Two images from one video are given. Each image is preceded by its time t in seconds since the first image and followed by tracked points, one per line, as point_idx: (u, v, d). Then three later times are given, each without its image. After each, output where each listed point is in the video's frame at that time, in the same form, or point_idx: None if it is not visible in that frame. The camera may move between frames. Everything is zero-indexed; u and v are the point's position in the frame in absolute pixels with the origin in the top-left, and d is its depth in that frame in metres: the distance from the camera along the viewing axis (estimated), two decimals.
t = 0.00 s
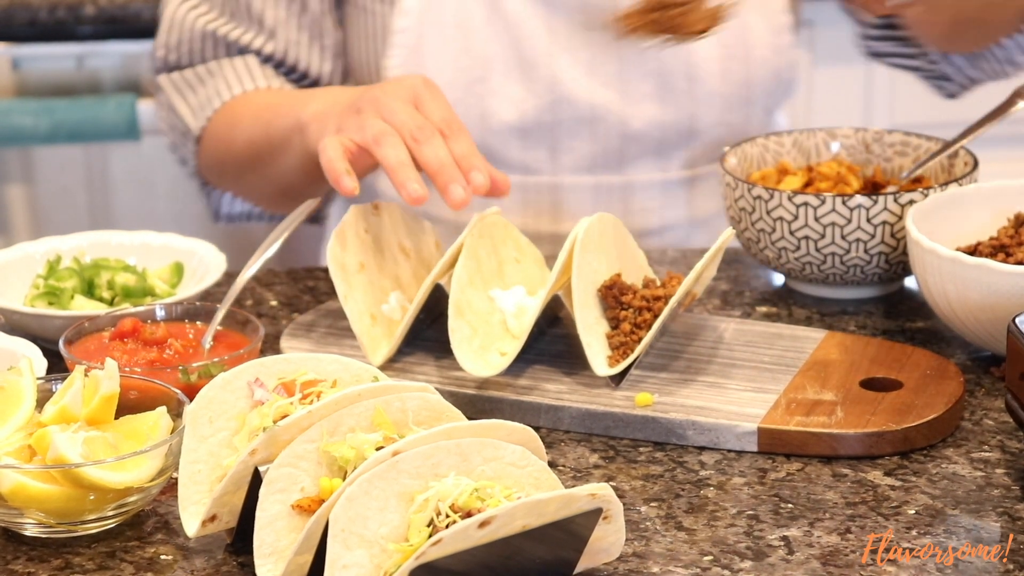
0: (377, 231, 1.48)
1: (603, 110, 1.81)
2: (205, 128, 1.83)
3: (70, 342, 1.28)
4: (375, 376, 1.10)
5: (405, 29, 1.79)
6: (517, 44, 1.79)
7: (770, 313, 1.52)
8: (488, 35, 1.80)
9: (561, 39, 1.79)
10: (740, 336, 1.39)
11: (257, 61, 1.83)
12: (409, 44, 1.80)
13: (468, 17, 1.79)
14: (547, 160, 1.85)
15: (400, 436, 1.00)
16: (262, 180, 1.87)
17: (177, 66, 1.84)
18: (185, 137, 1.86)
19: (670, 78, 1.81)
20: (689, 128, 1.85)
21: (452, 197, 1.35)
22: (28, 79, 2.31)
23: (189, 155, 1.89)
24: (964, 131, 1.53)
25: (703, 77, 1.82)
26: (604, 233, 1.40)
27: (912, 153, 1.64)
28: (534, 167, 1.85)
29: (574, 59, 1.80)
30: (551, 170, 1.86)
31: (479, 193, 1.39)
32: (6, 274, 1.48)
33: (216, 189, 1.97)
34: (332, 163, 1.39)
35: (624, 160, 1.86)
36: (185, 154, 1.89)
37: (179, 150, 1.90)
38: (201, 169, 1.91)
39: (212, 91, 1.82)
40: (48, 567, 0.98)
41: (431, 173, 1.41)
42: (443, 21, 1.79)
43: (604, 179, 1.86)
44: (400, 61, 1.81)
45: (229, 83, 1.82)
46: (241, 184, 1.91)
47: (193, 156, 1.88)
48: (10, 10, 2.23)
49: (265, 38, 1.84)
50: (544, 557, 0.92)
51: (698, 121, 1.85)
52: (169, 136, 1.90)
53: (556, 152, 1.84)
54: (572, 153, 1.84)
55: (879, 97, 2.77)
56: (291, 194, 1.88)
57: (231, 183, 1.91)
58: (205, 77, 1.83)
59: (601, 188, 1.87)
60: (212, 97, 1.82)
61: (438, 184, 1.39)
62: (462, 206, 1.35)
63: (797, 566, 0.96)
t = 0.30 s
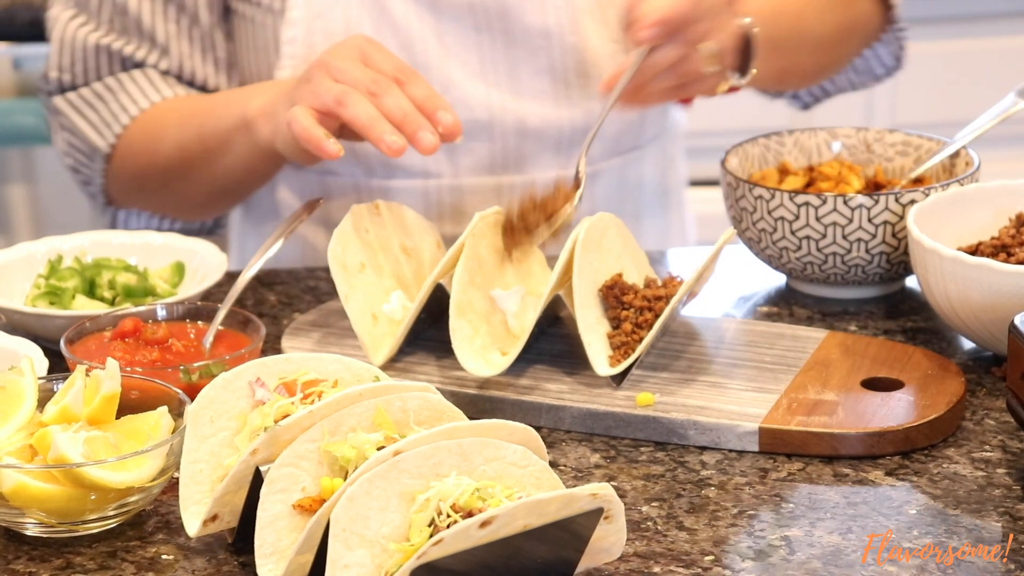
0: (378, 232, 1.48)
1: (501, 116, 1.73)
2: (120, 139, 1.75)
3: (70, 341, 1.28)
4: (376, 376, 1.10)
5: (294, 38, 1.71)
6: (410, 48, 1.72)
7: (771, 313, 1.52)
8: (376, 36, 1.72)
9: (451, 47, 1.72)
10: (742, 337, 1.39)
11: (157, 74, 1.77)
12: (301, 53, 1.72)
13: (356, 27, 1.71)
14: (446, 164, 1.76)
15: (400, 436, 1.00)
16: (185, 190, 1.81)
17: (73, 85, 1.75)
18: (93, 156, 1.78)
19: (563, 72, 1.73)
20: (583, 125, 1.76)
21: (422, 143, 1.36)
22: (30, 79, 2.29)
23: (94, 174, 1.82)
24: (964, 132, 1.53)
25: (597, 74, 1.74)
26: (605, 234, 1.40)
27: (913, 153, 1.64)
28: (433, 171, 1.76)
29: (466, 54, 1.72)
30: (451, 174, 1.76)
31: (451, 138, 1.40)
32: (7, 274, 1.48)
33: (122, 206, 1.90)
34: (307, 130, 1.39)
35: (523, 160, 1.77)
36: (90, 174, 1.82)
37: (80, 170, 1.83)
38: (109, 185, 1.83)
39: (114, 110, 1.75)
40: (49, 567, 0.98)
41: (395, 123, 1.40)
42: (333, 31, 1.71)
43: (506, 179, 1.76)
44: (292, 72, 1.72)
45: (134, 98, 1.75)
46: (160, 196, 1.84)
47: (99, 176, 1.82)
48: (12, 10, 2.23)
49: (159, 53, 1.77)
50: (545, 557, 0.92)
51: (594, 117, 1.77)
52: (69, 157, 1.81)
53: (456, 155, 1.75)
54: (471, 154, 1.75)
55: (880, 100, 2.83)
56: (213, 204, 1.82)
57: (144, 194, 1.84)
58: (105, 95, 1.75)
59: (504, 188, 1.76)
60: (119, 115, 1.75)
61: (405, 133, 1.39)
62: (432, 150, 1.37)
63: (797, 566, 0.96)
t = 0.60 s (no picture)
0: (378, 231, 1.48)
1: (452, 124, 1.71)
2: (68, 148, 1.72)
3: (71, 341, 1.28)
4: (377, 375, 1.10)
5: (243, 45, 1.70)
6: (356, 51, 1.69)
7: (771, 313, 1.52)
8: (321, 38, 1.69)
9: (403, 51, 1.68)
10: (742, 337, 1.39)
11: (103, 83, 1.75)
12: (250, 61, 1.70)
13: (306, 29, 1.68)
14: (397, 168, 1.74)
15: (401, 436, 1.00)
16: (133, 199, 1.79)
17: (14, 96, 1.71)
18: (40, 167, 1.76)
19: (513, 75, 1.71)
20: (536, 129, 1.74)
21: (386, 131, 1.37)
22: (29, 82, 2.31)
23: (41, 186, 1.79)
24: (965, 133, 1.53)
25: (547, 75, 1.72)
26: (606, 234, 1.40)
27: (914, 152, 1.63)
28: (385, 176, 1.75)
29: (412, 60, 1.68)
30: (402, 178, 1.75)
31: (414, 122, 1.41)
32: (6, 274, 1.48)
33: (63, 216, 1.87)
34: (275, 126, 1.40)
35: (475, 166, 1.76)
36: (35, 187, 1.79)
37: (26, 182, 1.80)
38: (55, 198, 1.81)
39: (59, 121, 1.72)
40: (50, 567, 0.98)
41: (359, 113, 1.40)
42: (281, 36, 1.69)
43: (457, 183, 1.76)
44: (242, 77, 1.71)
45: (82, 108, 1.73)
46: (106, 205, 1.82)
47: (46, 187, 1.79)
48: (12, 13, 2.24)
49: (104, 62, 1.75)
50: (545, 557, 0.92)
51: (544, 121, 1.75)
52: (14, 168, 1.77)
53: (407, 161, 1.74)
54: (423, 160, 1.74)
55: (880, 98, 2.83)
56: (160, 213, 1.81)
57: (89, 203, 1.81)
58: (52, 105, 1.72)
59: (455, 192, 1.76)
60: (67, 125, 1.72)
61: (370, 122, 1.39)
62: (396, 137, 1.37)
63: (797, 566, 0.96)
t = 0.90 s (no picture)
0: (377, 231, 1.48)
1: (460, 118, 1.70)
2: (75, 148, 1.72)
3: (71, 342, 1.28)
4: (376, 376, 1.10)
5: (249, 43, 1.70)
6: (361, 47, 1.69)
7: (770, 313, 1.52)
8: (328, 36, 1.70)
9: (410, 46, 1.68)
10: (741, 337, 1.39)
11: (108, 83, 1.75)
12: (256, 59, 1.71)
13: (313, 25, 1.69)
14: (404, 167, 1.74)
15: (400, 437, 1.00)
16: (139, 199, 1.79)
17: (19, 96, 1.71)
18: (45, 167, 1.75)
19: (521, 70, 1.71)
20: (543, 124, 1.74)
21: (395, 121, 1.36)
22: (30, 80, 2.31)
23: (46, 187, 1.78)
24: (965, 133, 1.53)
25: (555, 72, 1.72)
26: (605, 234, 1.40)
27: (913, 153, 1.64)
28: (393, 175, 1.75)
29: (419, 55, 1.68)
30: (409, 177, 1.75)
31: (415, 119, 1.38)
32: (6, 274, 1.48)
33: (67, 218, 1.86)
34: (287, 120, 1.40)
35: (483, 162, 1.75)
36: (39, 189, 1.79)
37: (31, 183, 1.79)
38: (60, 200, 1.80)
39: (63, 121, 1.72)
40: (49, 567, 0.98)
41: (368, 103, 1.39)
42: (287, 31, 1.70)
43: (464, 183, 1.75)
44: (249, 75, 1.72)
45: (87, 108, 1.73)
46: (111, 206, 1.81)
47: (52, 188, 1.78)
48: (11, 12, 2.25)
49: (110, 62, 1.75)
50: (545, 558, 0.92)
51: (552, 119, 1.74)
52: (19, 168, 1.77)
53: (414, 159, 1.73)
54: (431, 157, 1.73)
55: (879, 97, 2.83)
56: (166, 213, 1.81)
57: (95, 203, 1.81)
58: (56, 104, 1.72)
59: (462, 190, 1.75)
60: (72, 125, 1.72)
61: (377, 113, 1.38)
62: (405, 128, 1.36)
63: (797, 566, 0.96)
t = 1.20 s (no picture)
0: (378, 231, 1.48)
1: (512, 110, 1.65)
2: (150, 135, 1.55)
3: (70, 342, 1.28)
4: (376, 376, 1.10)
5: (302, 39, 1.62)
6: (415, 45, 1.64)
7: (770, 313, 1.52)
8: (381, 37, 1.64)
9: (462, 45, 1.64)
10: (740, 337, 1.39)
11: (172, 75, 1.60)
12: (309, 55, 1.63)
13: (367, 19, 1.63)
14: (455, 163, 1.68)
15: (400, 437, 1.00)
16: (194, 193, 1.62)
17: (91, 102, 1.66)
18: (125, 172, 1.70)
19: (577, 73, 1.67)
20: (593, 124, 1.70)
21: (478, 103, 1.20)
22: (28, 79, 2.32)
23: (112, 180, 1.58)
24: (964, 132, 1.53)
25: (606, 72, 1.67)
26: (605, 234, 1.40)
27: (912, 153, 1.64)
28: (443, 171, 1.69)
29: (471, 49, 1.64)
30: (460, 174, 1.70)
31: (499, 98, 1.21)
32: (6, 274, 1.48)
33: (130, 220, 1.68)
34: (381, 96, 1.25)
35: (532, 159, 1.70)
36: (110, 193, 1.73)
37: (94, 177, 1.59)
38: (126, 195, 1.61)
39: (111, 117, 1.55)
40: (49, 567, 0.98)
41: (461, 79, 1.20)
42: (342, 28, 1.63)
43: (513, 180, 1.70)
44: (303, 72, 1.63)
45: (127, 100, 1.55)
46: (175, 202, 1.64)
47: (117, 181, 1.58)
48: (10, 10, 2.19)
49: (170, 52, 1.60)
50: (544, 558, 0.92)
51: (602, 118, 1.70)
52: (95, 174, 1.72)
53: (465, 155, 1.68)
54: (481, 154, 1.68)
55: (879, 97, 2.82)
56: (229, 205, 1.64)
57: (158, 201, 1.63)
58: (118, 99, 1.56)
59: (511, 190, 1.71)
60: (126, 121, 1.55)
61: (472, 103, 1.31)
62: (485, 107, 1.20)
63: (797, 566, 0.96)
